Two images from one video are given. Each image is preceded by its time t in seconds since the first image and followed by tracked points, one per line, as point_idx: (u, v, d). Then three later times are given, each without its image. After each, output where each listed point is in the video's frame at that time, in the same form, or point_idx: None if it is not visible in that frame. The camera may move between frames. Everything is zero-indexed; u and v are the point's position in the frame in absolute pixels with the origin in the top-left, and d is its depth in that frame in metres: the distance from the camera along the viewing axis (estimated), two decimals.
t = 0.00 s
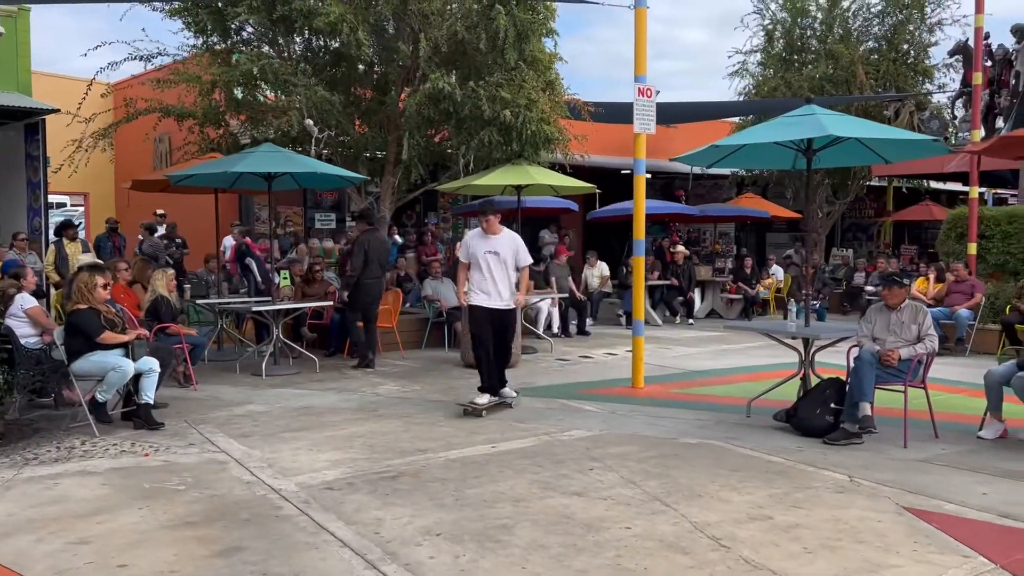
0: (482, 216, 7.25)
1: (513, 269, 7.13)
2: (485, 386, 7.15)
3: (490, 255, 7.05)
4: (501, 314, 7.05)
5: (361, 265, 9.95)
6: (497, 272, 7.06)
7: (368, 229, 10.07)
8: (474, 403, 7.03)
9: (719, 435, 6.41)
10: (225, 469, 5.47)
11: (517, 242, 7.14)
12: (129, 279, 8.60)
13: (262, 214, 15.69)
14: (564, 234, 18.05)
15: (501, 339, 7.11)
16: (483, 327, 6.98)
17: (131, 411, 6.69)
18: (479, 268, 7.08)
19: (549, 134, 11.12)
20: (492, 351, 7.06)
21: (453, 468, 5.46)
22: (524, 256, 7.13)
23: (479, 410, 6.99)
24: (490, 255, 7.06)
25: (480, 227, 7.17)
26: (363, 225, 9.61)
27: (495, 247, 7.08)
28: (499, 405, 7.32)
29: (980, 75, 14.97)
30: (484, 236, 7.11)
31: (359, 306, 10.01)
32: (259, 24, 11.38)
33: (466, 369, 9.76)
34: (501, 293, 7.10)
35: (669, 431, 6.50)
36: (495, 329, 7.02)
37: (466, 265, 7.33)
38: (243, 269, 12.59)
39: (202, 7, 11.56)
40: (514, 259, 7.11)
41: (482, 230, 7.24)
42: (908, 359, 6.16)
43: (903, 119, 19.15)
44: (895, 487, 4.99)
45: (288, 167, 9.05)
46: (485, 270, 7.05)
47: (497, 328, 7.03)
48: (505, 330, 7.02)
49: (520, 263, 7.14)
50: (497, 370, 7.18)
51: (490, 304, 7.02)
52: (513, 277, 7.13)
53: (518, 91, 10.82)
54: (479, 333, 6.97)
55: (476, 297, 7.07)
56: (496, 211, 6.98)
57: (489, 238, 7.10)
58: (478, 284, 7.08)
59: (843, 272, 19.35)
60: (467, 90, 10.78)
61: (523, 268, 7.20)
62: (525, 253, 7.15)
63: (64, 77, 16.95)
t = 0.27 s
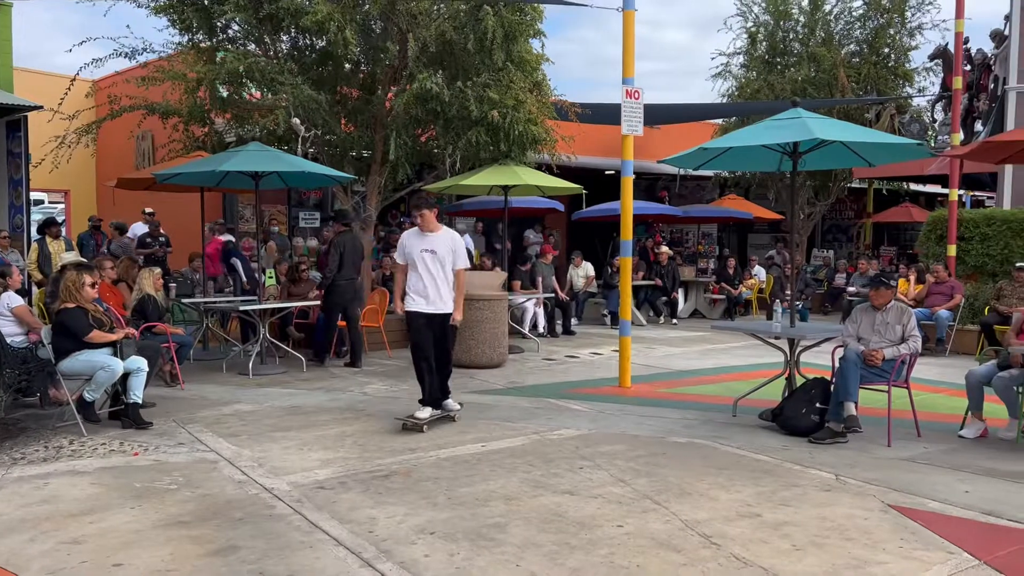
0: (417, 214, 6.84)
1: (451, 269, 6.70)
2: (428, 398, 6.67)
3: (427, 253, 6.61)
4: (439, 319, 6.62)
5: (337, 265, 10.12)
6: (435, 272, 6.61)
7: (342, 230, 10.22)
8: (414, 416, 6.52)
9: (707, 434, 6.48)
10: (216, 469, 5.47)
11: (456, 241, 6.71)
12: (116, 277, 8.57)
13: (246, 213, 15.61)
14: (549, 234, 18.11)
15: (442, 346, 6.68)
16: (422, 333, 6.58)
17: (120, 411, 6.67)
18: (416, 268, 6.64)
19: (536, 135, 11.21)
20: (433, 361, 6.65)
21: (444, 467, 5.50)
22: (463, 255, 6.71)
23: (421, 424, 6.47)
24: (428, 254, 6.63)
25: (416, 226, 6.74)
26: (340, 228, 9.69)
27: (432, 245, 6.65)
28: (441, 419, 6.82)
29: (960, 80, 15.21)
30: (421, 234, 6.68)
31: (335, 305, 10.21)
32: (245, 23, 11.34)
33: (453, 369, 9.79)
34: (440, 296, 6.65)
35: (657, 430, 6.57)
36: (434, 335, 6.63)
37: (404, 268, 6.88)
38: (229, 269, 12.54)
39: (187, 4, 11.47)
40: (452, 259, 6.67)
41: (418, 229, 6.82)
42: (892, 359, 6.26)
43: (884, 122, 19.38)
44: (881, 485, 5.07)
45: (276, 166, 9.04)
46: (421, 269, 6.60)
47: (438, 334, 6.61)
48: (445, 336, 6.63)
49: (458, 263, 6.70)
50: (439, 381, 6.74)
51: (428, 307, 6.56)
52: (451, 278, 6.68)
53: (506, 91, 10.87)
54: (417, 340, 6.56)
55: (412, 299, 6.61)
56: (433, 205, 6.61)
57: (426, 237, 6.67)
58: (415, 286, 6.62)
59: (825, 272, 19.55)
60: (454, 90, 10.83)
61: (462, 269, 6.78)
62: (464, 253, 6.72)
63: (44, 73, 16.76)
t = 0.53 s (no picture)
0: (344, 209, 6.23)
1: (379, 268, 6.05)
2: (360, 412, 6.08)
3: (350, 251, 5.99)
4: (368, 323, 6.01)
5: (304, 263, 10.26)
6: (360, 271, 5.98)
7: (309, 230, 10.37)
8: (345, 431, 5.91)
9: (690, 430, 6.56)
10: (203, 465, 5.47)
11: (383, 237, 6.08)
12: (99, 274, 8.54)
13: (228, 209, 15.54)
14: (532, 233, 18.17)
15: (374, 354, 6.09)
16: (350, 341, 5.94)
17: (104, 408, 6.64)
18: (340, 267, 6.01)
19: (520, 133, 11.30)
20: (364, 371, 6.05)
21: (432, 463, 5.54)
22: (391, 252, 6.05)
23: (352, 439, 5.87)
24: (352, 252, 6.01)
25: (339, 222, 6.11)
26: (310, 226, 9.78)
27: (356, 242, 6.03)
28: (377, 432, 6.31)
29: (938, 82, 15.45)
30: (344, 231, 6.06)
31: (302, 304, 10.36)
32: (229, 19, 11.30)
33: (438, 366, 9.83)
34: (367, 298, 6.01)
35: (642, 426, 6.65)
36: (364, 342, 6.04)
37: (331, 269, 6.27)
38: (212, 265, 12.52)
39: None
40: (378, 257, 6.03)
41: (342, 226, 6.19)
42: (871, 356, 6.37)
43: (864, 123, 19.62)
44: (861, 480, 5.17)
45: (260, 163, 9.03)
46: (344, 269, 5.98)
47: (368, 341, 6.02)
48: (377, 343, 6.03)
49: (386, 261, 6.06)
50: (372, 392, 6.16)
51: (355, 310, 5.94)
52: (379, 278, 6.04)
53: (492, 89, 10.94)
54: (346, 349, 5.96)
55: (336, 302, 6.00)
56: (353, 200, 5.98)
57: (349, 234, 6.05)
58: (340, 288, 6.00)
59: (804, 271, 19.77)
60: (440, 89, 10.87)
61: (393, 266, 6.12)
62: (392, 250, 6.07)
63: (22, 66, 16.55)
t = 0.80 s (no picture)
0: (252, 196, 5.55)
1: (288, 264, 5.41)
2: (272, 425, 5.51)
3: (255, 247, 5.36)
4: (279, 326, 5.41)
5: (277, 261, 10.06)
6: (266, 269, 5.36)
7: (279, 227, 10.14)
8: (254, 445, 5.36)
9: (671, 423, 6.65)
10: (188, 459, 5.48)
11: (292, 229, 5.41)
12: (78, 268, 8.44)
13: (207, 205, 15.46)
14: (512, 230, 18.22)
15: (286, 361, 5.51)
16: (256, 346, 5.36)
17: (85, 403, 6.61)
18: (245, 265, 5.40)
19: (503, 130, 11.39)
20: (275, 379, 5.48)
21: (417, 456, 5.58)
22: (302, 248, 5.40)
23: (261, 454, 5.31)
24: (256, 248, 5.37)
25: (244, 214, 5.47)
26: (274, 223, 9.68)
27: (262, 237, 5.38)
28: (298, 444, 5.75)
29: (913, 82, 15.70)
30: (248, 224, 5.42)
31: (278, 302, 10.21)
32: (209, 13, 11.24)
33: (420, 362, 9.87)
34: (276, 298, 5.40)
35: (624, 420, 6.72)
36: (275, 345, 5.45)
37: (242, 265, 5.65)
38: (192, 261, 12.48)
39: None
40: (287, 252, 5.39)
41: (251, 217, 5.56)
42: (849, 350, 6.48)
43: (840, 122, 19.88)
44: (839, 471, 5.28)
45: (242, 157, 9.00)
46: (249, 266, 5.36)
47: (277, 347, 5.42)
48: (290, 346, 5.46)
49: (296, 257, 5.40)
50: (286, 403, 5.58)
51: (262, 312, 5.35)
52: (288, 275, 5.40)
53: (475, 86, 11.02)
54: (254, 356, 5.35)
55: (242, 302, 5.43)
56: (255, 193, 5.26)
57: (253, 228, 5.40)
58: (247, 287, 5.40)
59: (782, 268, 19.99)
60: (423, 85, 10.91)
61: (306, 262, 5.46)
62: (302, 244, 5.41)
63: None
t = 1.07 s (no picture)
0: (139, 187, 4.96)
1: (177, 263, 4.82)
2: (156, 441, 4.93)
3: (139, 245, 4.79)
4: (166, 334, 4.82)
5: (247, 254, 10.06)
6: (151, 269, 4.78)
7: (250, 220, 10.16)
8: (133, 463, 4.84)
9: (649, 417, 6.75)
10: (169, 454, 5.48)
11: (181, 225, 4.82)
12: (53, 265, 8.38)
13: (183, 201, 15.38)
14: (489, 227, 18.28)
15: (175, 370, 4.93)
16: (140, 353, 4.79)
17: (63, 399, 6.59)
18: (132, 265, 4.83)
19: (481, 127, 11.49)
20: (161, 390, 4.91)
21: (398, 450, 5.63)
22: (189, 244, 4.81)
23: (138, 474, 4.79)
24: (141, 246, 4.79)
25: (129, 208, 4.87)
26: (245, 217, 9.71)
27: (147, 234, 4.80)
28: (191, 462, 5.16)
29: (885, 82, 15.97)
30: (133, 219, 4.83)
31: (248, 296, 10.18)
32: (185, 7, 11.18)
33: (399, 357, 9.91)
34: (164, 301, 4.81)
35: (603, 413, 6.82)
36: (159, 353, 4.86)
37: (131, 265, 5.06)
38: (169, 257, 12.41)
39: None
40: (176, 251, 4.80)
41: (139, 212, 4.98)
42: (822, 344, 6.62)
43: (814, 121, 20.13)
44: (813, 462, 5.41)
45: (220, 153, 8.98)
46: (134, 266, 4.79)
47: (162, 354, 4.85)
48: (177, 353, 4.87)
49: (186, 255, 4.81)
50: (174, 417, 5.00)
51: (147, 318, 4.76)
52: (177, 275, 4.82)
53: (453, 83, 11.07)
54: (135, 364, 4.78)
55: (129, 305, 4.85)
56: (130, 184, 4.66)
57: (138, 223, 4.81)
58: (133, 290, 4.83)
59: (756, 265, 20.23)
60: (401, 81, 10.92)
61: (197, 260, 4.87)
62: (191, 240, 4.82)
63: None
